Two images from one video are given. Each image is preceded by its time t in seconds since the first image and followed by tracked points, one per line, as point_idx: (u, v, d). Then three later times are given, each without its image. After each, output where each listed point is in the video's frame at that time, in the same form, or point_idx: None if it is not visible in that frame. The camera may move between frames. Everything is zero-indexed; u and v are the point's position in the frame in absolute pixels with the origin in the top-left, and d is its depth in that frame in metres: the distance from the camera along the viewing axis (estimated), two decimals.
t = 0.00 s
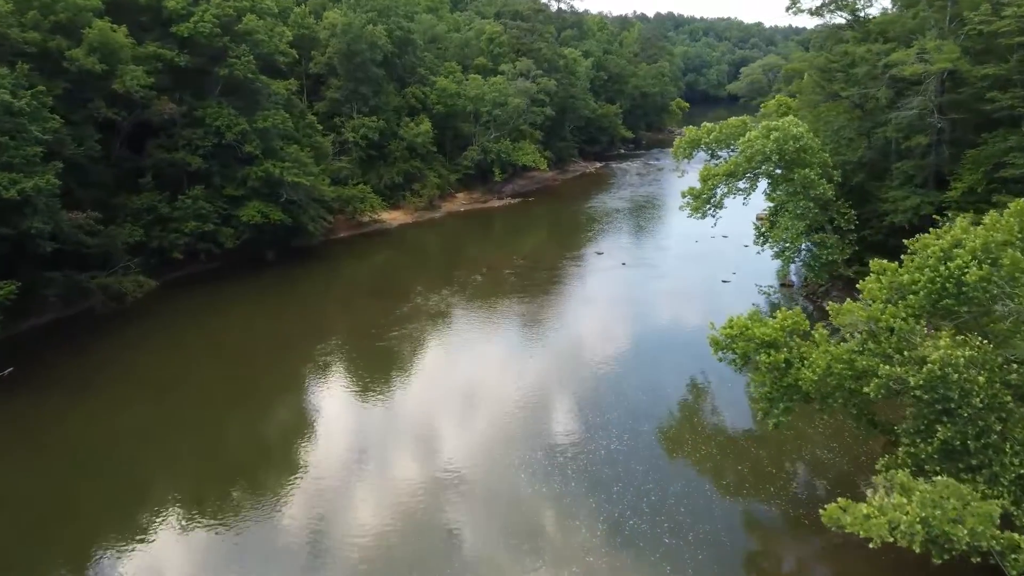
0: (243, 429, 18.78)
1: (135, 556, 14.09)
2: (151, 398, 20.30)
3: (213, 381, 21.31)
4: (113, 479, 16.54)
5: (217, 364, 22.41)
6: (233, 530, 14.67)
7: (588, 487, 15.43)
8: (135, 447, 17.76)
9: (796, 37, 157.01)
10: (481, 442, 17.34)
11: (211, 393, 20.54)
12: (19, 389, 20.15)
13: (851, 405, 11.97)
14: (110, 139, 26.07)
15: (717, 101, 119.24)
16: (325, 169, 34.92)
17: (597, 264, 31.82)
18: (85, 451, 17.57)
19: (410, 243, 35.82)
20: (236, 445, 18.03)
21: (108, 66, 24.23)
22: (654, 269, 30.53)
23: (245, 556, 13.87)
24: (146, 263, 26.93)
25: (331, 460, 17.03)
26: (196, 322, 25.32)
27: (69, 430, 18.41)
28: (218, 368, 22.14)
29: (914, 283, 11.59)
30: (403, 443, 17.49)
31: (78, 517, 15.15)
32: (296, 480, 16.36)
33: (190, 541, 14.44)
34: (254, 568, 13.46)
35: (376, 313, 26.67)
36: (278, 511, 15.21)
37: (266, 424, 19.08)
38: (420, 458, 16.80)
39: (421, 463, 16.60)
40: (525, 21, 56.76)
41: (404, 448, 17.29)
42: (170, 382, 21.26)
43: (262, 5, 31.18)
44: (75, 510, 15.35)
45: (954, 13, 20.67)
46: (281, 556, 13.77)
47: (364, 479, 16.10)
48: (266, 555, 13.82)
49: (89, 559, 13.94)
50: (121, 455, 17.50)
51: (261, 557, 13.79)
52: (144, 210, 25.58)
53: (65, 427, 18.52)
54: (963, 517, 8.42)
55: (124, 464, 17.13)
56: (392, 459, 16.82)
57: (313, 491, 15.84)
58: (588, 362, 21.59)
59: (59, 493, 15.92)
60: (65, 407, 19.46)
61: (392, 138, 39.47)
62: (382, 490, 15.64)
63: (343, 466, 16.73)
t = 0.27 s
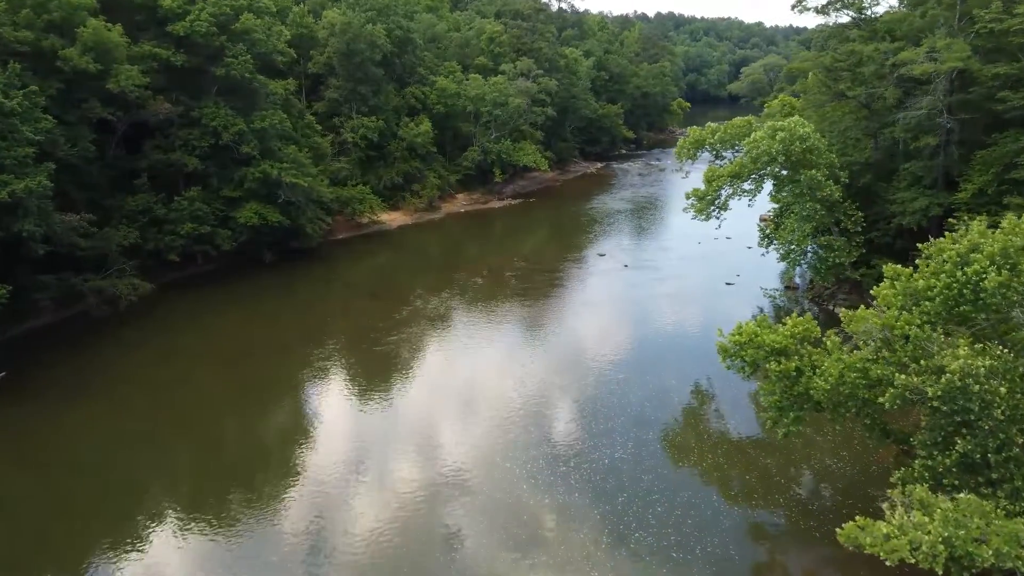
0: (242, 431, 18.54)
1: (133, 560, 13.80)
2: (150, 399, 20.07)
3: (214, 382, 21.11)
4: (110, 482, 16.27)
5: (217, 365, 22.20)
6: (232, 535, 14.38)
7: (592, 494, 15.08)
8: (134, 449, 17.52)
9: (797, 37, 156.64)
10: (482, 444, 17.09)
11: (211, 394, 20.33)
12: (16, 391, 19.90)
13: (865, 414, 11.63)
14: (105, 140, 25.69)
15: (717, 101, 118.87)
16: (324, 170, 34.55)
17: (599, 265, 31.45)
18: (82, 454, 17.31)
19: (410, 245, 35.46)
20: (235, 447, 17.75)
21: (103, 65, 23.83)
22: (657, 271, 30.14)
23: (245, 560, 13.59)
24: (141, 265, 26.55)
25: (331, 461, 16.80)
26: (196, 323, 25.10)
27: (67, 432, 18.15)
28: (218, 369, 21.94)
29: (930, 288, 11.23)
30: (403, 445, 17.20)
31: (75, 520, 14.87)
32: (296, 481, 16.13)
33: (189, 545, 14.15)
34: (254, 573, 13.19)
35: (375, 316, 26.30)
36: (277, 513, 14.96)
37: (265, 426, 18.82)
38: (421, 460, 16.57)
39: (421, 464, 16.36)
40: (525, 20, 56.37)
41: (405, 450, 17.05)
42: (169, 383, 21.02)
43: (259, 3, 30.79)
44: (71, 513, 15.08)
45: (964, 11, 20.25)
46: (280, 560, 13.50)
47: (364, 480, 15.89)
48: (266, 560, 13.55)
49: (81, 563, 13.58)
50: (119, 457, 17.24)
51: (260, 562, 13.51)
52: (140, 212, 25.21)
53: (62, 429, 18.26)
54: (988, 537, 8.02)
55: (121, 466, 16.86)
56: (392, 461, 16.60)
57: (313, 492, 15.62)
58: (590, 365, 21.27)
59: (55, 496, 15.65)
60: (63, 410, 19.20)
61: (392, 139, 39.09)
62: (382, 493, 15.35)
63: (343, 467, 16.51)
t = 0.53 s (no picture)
0: (242, 430, 18.34)
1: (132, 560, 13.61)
2: (151, 398, 19.89)
3: (214, 382, 20.92)
4: (109, 482, 16.05)
5: (218, 366, 21.98)
6: (232, 534, 14.18)
7: (597, 498, 14.78)
8: (134, 449, 17.32)
9: (797, 37, 156.44)
10: (482, 444, 16.92)
11: (211, 394, 20.12)
12: (15, 391, 19.71)
13: (875, 421, 11.40)
14: (102, 141, 25.48)
15: (718, 101, 118.55)
16: (323, 170, 34.31)
17: (600, 266, 31.23)
18: (82, 454, 17.10)
19: (410, 245, 35.20)
20: (236, 447, 17.52)
21: (99, 65, 23.56)
22: (659, 272, 29.89)
23: (246, 559, 13.41)
24: (138, 267, 26.30)
25: (331, 460, 16.62)
26: (196, 323, 24.91)
27: (67, 432, 17.95)
28: (219, 369, 21.76)
29: (941, 293, 11.00)
30: (404, 445, 17.03)
31: (74, 520, 14.69)
32: (296, 479, 15.96)
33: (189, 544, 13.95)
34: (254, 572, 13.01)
35: (374, 317, 26.03)
36: (278, 512, 14.79)
37: (266, 425, 18.61)
38: (422, 458, 16.41)
39: (422, 463, 16.19)
40: (525, 19, 56.13)
41: (405, 449, 16.87)
42: (170, 383, 20.84)
43: (258, 2, 30.55)
44: (70, 513, 14.88)
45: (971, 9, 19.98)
46: (280, 559, 13.31)
47: (364, 479, 15.72)
48: (266, 559, 13.35)
49: (78, 568, 13.34)
50: (118, 457, 17.02)
51: (261, 561, 13.32)
52: (137, 213, 24.98)
53: (62, 429, 18.06)
54: (1006, 550, 7.71)
55: (121, 466, 16.65)
56: (392, 459, 16.42)
57: (314, 491, 15.44)
58: (592, 366, 21.07)
59: (55, 496, 15.44)
60: (62, 409, 18.99)
61: (391, 139, 38.84)
62: (382, 492, 15.19)
63: (343, 466, 16.33)
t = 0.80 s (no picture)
0: (242, 431, 18.19)
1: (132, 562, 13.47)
2: (151, 398, 19.76)
3: (214, 382, 20.78)
4: (108, 482, 15.90)
5: (218, 366, 21.84)
6: (231, 537, 14.03)
7: (599, 503, 14.58)
8: (133, 449, 17.18)
9: (798, 36, 156.29)
10: (482, 446, 16.77)
11: (211, 394, 19.98)
12: (15, 391, 19.59)
13: (882, 425, 11.21)
14: (100, 141, 25.34)
15: (718, 101, 118.41)
16: (323, 170, 34.14)
17: (601, 267, 31.10)
18: (81, 454, 16.97)
19: (410, 246, 35.05)
20: (235, 448, 17.37)
21: (97, 65, 23.39)
22: (660, 272, 29.76)
23: (245, 562, 13.27)
24: (137, 268, 26.14)
25: (331, 462, 16.48)
26: (195, 324, 24.77)
27: (67, 432, 17.81)
28: (219, 369, 21.62)
29: (950, 295, 10.80)
30: (405, 447, 16.89)
31: (73, 520, 14.55)
32: (296, 481, 15.82)
33: (187, 547, 13.80)
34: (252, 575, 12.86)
35: (374, 318, 25.85)
36: (277, 514, 14.64)
37: (265, 426, 18.46)
38: (421, 460, 16.27)
39: (422, 465, 16.06)
40: (526, 19, 55.97)
41: (405, 451, 16.72)
42: (169, 383, 20.70)
43: (257, 2, 30.39)
44: (69, 513, 14.74)
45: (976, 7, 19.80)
46: (279, 563, 13.16)
47: (364, 480, 15.59)
48: (265, 562, 13.20)
49: (75, 571, 13.16)
50: (118, 456, 16.89)
51: (260, 564, 13.17)
52: (135, 213, 24.82)
53: (62, 429, 17.93)
54: (1018, 560, 7.51)
55: (121, 466, 16.50)
56: (392, 461, 16.29)
57: (313, 493, 15.30)
58: (593, 367, 20.94)
59: (54, 496, 15.31)
60: (62, 409, 18.86)
61: (391, 139, 38.67)
62: (382, 494, 15.05)
63: (342, 468, 16.19)
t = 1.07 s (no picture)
0: (241, 432, 18.08)
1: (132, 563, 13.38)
2: (151, 398, 19.67)
3: (214, 382, 20.69)
4: (108, 482, 15.82)
5: (218, 366, 21.75)
6: (231, 537, 13.94)
7: (600, 503, 14.47)
8: (133, 450, 17.09)
9: (799, 36, 156.17)
10: (483, 446, 16.67)
11: (211, 395, 19.89)
12: (15, 391, 19.52)
13: (885, 425, 11.12)
14: (99, 140, 25.24)
15: (718, 101, 118.30)
16: (322, 170, 34.04)
17: (602, 266, 31.00)
18: (81, 453, 16.90)
19: (410, 245, 34.95)
20: (235, 448, 17.28)
21: (95, 63, 23.28)
22: (661, 272, 29.66)
23: (246, 563, 13.18)
24: (135, 268, 26.03)
25: (330, 462, 16.38)
26: (195, 324, 24.68)
27: (66, 431, 17.75)
28: (219, 369, 21.54)
29: (955, 294, 10.71)
30: (405, 447, 16.79)
31: (71, 520, 14.47)
32: (296, 482, 15.72)
33: (188, 548, 13.71)
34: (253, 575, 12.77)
35: (373, 318, 25.73)
36: (278, 515, 14.55)
37: (265, 427, 18.36)
38: (421, 460, 16.16)
39: (422, 465, 15.95)
40: (526, 18, 55.87)
41: (405, 451, 16.62)
42: (169, 383, 20.61)
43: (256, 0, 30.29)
44: (66, 513, 14.66)
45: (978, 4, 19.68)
46: (280, 563, 13.07)
47: (364, 481, 15.49)
48: (266, 563, 13.11)
49: (72, 573, 13.04)
50: (117, 456, 16.81)
51: (260, 565, 13.08)
52: (133, 213, 24.72)
53: (62, 429, 17.86)
54: None
55: (120, 466, 16.42)
56: (392, 462, 16.18)
57: (313, 493, 15.21)
58: (594, 366, 20.84)
59: (52, 496, 15.23)
60: (62, 409, 18.79)
61: (391, 138, 38.57)
62: (382, 494, 14.95)
63: (342, 468, 16.09)
